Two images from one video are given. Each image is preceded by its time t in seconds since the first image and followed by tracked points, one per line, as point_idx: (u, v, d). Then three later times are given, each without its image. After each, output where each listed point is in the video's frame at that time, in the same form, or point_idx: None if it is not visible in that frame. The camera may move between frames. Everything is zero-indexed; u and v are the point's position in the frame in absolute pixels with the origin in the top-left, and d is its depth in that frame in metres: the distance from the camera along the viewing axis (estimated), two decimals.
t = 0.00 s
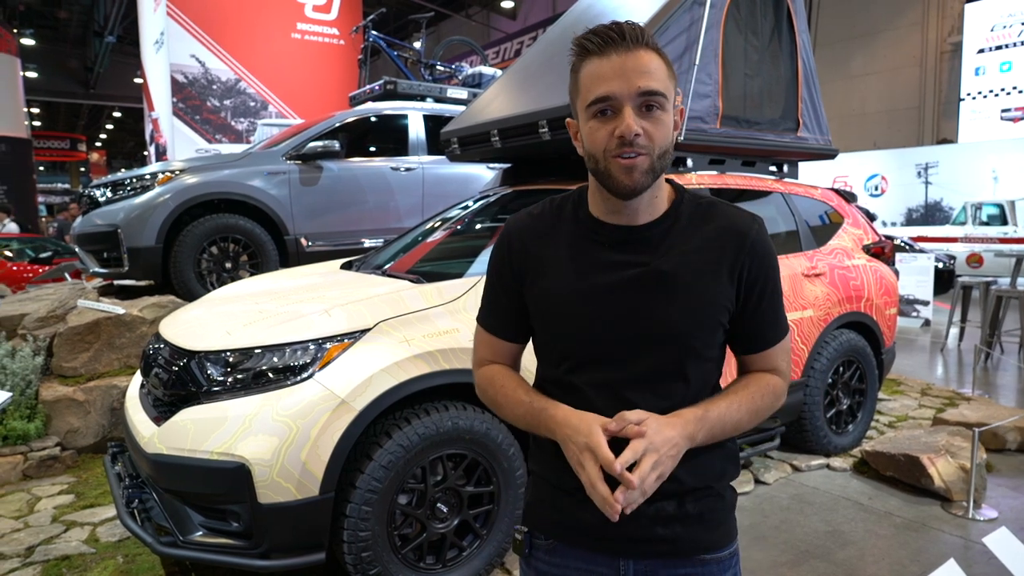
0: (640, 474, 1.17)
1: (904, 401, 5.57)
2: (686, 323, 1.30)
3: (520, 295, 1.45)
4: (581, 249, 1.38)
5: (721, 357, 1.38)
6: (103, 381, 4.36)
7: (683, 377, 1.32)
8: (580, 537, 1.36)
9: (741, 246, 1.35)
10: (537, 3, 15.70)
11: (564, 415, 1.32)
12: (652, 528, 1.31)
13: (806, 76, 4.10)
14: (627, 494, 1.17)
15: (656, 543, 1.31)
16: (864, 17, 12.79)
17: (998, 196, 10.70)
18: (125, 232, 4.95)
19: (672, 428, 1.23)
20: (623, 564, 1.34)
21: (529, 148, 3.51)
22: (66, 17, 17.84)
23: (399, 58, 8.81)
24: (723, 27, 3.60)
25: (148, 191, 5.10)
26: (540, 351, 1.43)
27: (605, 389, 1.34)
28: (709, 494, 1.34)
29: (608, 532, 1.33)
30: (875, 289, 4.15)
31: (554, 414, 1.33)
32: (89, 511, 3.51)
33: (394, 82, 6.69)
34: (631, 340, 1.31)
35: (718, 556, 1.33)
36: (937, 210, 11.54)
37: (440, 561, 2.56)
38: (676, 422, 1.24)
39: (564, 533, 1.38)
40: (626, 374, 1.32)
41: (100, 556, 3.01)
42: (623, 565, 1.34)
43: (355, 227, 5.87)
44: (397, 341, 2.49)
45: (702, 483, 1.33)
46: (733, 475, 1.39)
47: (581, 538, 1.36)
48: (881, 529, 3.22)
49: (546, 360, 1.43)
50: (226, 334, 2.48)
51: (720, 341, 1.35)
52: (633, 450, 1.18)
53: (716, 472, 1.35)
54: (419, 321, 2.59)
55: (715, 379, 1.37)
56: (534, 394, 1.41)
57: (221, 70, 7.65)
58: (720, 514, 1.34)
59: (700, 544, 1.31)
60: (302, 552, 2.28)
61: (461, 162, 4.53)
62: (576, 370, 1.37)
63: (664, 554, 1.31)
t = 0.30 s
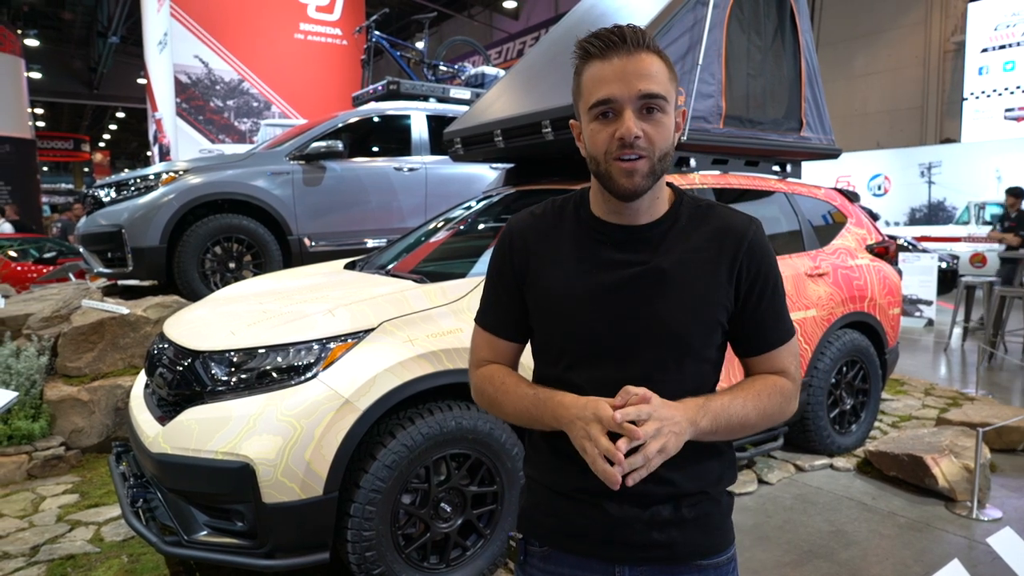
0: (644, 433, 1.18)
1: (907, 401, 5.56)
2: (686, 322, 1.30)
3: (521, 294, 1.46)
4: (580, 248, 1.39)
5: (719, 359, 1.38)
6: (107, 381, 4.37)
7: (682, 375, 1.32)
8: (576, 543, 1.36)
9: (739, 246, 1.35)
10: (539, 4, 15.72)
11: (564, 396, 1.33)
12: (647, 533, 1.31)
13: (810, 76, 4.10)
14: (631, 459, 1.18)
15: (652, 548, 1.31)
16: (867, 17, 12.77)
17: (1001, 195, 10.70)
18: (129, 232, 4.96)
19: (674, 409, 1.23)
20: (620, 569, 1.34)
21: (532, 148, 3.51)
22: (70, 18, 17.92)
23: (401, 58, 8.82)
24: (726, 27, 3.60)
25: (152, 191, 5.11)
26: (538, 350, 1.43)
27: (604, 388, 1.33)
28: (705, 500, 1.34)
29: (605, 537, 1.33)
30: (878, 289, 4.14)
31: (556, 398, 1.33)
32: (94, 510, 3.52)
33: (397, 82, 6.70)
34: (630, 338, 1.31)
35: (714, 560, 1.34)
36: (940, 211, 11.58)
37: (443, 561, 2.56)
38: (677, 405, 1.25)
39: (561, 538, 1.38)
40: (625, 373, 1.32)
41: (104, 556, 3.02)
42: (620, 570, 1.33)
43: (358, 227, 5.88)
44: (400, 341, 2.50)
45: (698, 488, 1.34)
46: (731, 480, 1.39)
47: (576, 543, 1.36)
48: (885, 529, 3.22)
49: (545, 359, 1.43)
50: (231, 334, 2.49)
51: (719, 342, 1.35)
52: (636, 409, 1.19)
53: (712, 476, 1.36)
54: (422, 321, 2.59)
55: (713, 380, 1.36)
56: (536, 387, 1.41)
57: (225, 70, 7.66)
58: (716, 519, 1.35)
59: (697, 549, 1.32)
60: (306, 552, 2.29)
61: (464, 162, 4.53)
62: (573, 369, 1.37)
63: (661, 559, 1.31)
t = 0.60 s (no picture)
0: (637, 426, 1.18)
1: (910, 401, 5.55)
2: (685, 323, 1.30)
3: (522, 297, 1.46)
4: (580, 250, 1.39)
5: (720, 362, 1.38)
6: (110, 381, 4.38)
7: (680, 375, 1.31)
8: (574, 550, 1.36)
9: (738, 248, 1.35)
10: (541, 4, 15.73)
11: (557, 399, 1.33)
12: (645, 542, 1.31)
13: (812, 76, 4.09)
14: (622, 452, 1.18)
15: (651, 557, 1.31)
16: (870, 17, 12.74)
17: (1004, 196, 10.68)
18: (131, 232, 4.98)
19: (672, 412, 1.24)
20: None
21: (534, 149, 3.51)
22: (73, 18, 17.95)
23: (403, 58, 8.82)
24: (728, 27, 3.59)
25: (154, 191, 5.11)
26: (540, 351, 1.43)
27: (603, 389, 1.33)
28: (703, 507, 1.34)
29: (603, 544, 1.33)
30: (881, 289, 4.14)
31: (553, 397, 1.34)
32: (96, 510, 3.53)
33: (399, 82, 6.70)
34: (628, 339, 1.31)
35: (713, 570, 1.33)
36: (942, 210, 11.67)
37: (445, 561, 2.56)
38: (674, 408, 1.26)
39: (560, 544, 1.38)
40: (623, 374, 1.32)
41: (107, 555, 3.03)
42: None
43: (360, 227, 5.89)
44: (403, 341, 2.50)
45: (696, 497, 1.34)
46: (731, 487, 1.39)
47: (575, 550, 1.35)
48: (887, 530, 3.22)
49: (545, 361, 1.42)
50: (233, 334, 2.49)
51: (719, 344, 1.35)
52: (631, 403, 1.19)
53: (710, 484, 1.35)
54: (424, 322, 2.59)
55: (713, 384, 1.36)
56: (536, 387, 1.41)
57: (227, 70, 7.67)
58: (717, 527, 1.34)
59: (695, 557, 1.31)
60: (308, 552, 2.29)
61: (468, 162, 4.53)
62: (571, 369, 1.37)
63: (658, 567, 1.31)
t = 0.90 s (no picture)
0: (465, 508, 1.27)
1: (911, 402, 5.55)
2: (688, 324, 1.31)
3: (525, 301, 1.47)
4: (583, 252, 1.39)
5: (727, 361, 1.37)
6: (110, 381, 4.37)
7: (683, 377, 1.31)
8: (574, 551, 1.36)
9: (741, 248, 1.35)
10: (541, 4, 15.76)
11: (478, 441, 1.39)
12: (644, 545, 1.30)
13: (812, 77, 4.09)
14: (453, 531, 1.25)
15: (650, 560, 1.31)
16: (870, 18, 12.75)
17: (1004, 196, 10.70)
18: (132, 232, 4.98)
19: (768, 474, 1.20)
20: None
21: (535, 150, 3.51)
22: (73, 18, 17.97)
23: (403, 58, 8.82)
24: (729, 28, 3.60)
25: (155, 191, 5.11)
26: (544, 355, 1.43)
27: (606, 391, 1.33)
28: (705, 511, 1.33)
29: (604, 546, 1.33)
30: (881, 290, 4.14)
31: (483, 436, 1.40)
32: (97, 511, 3.53)
33: (399, 83, 6.71)
34: (631, 341, 1.31)
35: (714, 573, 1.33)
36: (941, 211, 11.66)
37: (446, 561, 2.56)
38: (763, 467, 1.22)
39: (560, 545, 1.38)
40: (624, 376, 1.32)
41: (108, 556, 3.03)
42: None
43: (361, 228, 5.89)
44: (404, 341, 2.50)
45: (698, 501, 1.33)
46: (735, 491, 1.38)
47: (576, 552, 1.35)
48: (887, 531, 3.22)
49: (548, 365, 1.42)
50: (234, 335, 2.49)
51: (722, 346, 1.35)
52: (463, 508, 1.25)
53: (714, 489, 1.35)
54: (426, 322, 2.60)
55: (716, 386, 1.36)
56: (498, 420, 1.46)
57: (227, 71, 7.68)
58: (719, 531, 1.34)
59: (696, 561, 1.31)
60: (310, 552, 2.30)
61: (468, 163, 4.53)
62: (573, 371, 1.37)
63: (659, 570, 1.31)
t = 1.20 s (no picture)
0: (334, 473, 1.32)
1: (911, 402, 5.56)
2: (691, 322, 1.30)
3: (529, 294, 1.48)
4: (585, 248, 1.40)
5: (735, 358, 1.37)
6: (110, 382, 4.37)
7: (690, 373, 1.31)
8: (581, 544, 1.37)
9: (751, 242, 1.34)
10: (541, 4, 15.78)
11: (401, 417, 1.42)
12: (649, 539, 1.31)
13: (812, 77, 4.10)
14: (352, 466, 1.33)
15: (656, 555, 1.31)
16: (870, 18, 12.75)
17: (1004, 197, 10.70)
18: (132, 233, 4.98)
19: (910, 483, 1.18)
20: (619, 570, 1.34)
21: (535, 150, 3.51)
22: (72, 19, 17.96)
23: (403, 59, 8.82)
24: (729, 28, 3.60)
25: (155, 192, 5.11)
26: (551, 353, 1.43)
27: (611, 388, 1.34)
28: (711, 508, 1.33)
29: (609, 540, 1.34)
30: (881, 290, 4.14)
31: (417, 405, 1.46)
32: (97, 512, 3.52)
33: (399, 83, 6.71)
34: (635, 337, 1.31)
35: (719, 570, 1.32)
36: (941, 211, 11.69)
37: (447, 562, 2.56)
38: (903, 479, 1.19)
39: (566, 537, 1.39)
40: (627, 374, 1.33)
41: (108, 556, 3.03)
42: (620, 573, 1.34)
43: (361, 228, 5.89)
44: (405, 342, 2.50)
45: (703, 498, 1.32)
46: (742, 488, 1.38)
47: (582, 544, 1.37)
48: (888, 531, 3.21)
49: (554, 362, 1.43)
50: (234, 335, 2.49)
51: (729, 341, 1.34)
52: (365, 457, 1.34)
53: (719, 485, 1.34)
54: (426, 321, 2.60)
55: (722, 385, 1.35)
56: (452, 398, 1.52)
57: (227, 71, 7.68)
58: (724, 528, 1.33)
59: (701, 556, 1.31)
60: (311, 552, 2.30)
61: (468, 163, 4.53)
62: (577, 368, 1.38)
63: (662, 565, 1.31)
